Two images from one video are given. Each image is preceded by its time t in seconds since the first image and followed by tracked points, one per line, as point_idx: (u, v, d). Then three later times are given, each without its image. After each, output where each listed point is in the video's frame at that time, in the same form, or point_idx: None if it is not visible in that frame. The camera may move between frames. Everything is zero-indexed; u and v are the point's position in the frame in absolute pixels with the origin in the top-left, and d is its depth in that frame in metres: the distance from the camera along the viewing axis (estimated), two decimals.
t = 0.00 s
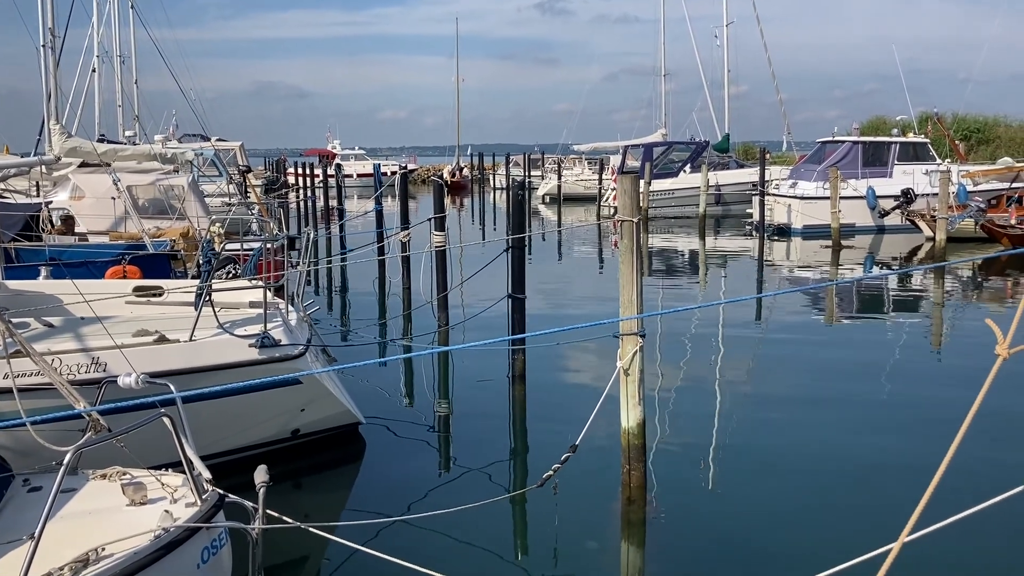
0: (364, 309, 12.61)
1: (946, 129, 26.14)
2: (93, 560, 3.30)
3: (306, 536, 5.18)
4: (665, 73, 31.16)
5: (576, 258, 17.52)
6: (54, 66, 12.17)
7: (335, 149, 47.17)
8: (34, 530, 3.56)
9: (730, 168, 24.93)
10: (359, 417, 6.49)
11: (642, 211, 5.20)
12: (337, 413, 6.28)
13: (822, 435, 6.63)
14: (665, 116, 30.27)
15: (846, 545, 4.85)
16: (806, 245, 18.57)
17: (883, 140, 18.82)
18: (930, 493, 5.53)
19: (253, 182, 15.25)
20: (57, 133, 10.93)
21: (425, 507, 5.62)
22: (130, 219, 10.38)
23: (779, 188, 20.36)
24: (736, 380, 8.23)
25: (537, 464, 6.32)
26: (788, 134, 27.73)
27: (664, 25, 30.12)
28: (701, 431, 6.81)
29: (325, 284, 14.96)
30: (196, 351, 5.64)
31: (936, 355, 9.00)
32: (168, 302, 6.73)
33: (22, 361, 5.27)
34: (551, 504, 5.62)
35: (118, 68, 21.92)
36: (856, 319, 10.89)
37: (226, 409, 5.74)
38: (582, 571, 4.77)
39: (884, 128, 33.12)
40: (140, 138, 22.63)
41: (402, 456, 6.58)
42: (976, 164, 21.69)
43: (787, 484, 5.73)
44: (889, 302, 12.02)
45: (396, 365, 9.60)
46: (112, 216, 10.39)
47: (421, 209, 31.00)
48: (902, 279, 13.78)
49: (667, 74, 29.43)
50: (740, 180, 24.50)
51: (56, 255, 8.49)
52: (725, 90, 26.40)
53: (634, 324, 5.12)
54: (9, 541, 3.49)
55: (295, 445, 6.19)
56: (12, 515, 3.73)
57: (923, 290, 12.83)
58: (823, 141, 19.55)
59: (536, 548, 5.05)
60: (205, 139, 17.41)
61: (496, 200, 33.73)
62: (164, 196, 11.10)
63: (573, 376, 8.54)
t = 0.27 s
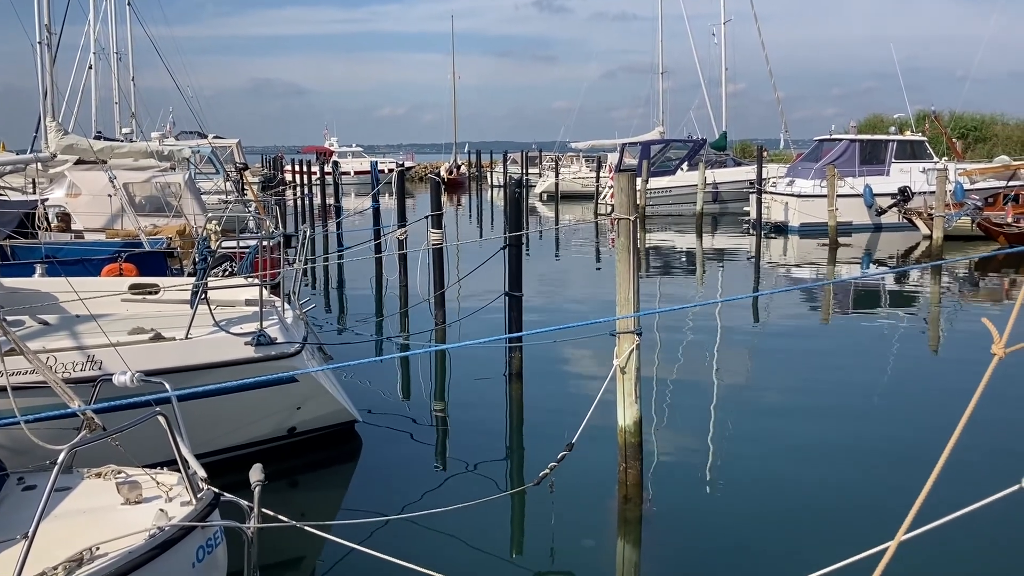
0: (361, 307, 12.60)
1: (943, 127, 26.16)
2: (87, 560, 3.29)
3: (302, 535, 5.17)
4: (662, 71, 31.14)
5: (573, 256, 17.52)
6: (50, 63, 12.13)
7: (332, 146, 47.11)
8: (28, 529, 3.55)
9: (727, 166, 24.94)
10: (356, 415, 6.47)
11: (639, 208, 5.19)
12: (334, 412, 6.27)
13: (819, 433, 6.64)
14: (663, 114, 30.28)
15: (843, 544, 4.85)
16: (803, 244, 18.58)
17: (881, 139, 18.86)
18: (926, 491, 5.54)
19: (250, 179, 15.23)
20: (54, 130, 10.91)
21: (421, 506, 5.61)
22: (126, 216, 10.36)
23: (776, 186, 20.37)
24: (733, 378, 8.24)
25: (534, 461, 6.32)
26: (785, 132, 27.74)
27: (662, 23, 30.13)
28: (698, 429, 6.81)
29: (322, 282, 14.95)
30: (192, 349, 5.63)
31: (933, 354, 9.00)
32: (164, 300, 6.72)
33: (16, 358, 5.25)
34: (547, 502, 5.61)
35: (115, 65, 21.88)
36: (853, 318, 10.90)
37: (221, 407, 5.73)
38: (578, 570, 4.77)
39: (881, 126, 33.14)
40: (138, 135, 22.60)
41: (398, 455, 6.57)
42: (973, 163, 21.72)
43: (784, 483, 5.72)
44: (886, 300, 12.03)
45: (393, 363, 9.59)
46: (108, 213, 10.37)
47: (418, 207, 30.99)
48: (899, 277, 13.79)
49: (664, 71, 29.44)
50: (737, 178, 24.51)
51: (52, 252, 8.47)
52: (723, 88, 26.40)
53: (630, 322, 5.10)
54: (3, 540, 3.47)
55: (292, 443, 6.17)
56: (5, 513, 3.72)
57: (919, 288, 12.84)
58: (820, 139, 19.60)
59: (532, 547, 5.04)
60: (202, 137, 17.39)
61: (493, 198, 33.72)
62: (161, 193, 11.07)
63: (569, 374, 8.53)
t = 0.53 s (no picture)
0: (361, 304, 12.61)
1: (943, 126, 26.18)
2: (88, 556, 3.29)
3: (302, 531, 5.19)
4: (663, 69, 31.13)
5: (572, 254, 17.54)
6: (51, 59, 12.11)
7: (331, 143, 47.07)
8: (29, 525, 3.56)
9: (727, 164, 24.95)
10: (355, 412, 6.48)
11: (639, 206, 5.19)
12: (334, 409, 6.28)
13: (819, 431, 6.64)
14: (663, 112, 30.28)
15: (843, 541, 4.86)
16: (802, 241, 18.59)
17: (880, 137, 18.87)
18: (926, 489, 5.55)
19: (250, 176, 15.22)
20: (54, 127, 10.90)
21: (420, 503, 5.62)
22: (126, 213, 10.36)
23: (776, 184, 20.37)
24: (733, 375, 8.25)
25: (533, 459, 6.33)
26: (785, 130, 27.76)
27: (663, 21, 30.12)
28: (698, 426, 6.83)
29: (322, 279, 14.95)
30: (192, 346, 5.63)
31: (931, 351, 9.02)
32: (164, 297, 6.72)
33: (16, 355, 5.25)
34: (547, 500, 5.62)
35: (115, 62, 21.85)
36: (853, 315, 10.92)
37: (222, 404, 5.74)
38: (577, 567, 4.78)
39: (880, 124, 33.16)
40: (137, 131, 22.58)
41: (398, 452, 6.59)
42: (973, 161, 21.75)
43: (783, 480, 5.74)
44: (885, 298, 12.07)
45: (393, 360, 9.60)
46: (108, 210, 10.37)
47: (418, 204, 30.99)
48: (899, 274, 13.81)
49: (665, 68, 29.42)
50: (737, 176, 24.52)
51: (51, 249, 8.47)
52: (723, 85, 26.40)
53: (630, 320, 5.10)
54: (4, 537, 3.48)
55: (292, 440, 6.18)
56: (6, 510, 3.73)
57: (919, 286, 12.87)
58: (820, 137, 19.61)
59: (532, 544, 5.05)
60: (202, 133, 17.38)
61: (493, 195, 33.72)
62: (161, 190, 11.06)
63: (569, 372, 8.54)
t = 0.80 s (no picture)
0: (362, 300, 12.61)
1: (944, 124, 26.16)
2: (88, 551, 3.29)
3: (302, 528, 5.18)
4: (665, 66, 31.10)
5: (573, 251, 17.53)
6: (51, 55, 12.09)
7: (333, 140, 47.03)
8: (29, 521, 3.56)
9: (728, 162, 24.92)
10: (356, 409, 6.48)
11: (641, 203, 5.18)
12: (334, 405, 6.28)
13: (819, 430, 6.64)
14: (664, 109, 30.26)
15: (845, 540, 4.85)
16: (804, 239, 18.57)
17: (882, 135, 18.83)
18: (927, 488, 5.54)
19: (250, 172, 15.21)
20: (55, 122, 10.89)
21: (420, 500, 5.62)
22: (126, 209, 10.35)
23: (778, 182, 20.36)
24: (733, 373, 8.25)
25: (534, 456, 6.33)
26: (786, 128, 27.74)
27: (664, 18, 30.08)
28: (699, 424, 6.82)
29: (323, 275, 14.95)
30: (193, 342, 5.63)
31: (932, 350, 9.01)
32: (165, 293, 6.72)
33: (17, 351, 5.25)
34: (547, 498, 5.61)
35: (116, 57, 21.82)
36: (854, 314, 10.91)
37: (222, 401, 5.73)
38: (577, 565, 4.78)
39: (882, 122, 33.14)
40: (138, 127, 22.56)
41: (398, 449, 6.59)
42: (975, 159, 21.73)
43: (784, 478, 5.73)
44: (886, 296, 12.07)
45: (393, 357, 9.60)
46: (108, 205, 10.37)
47: (419, 201, 30.98)
48: (900, 273, 13.80)
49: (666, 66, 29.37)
50: (738, 174, 24.50)
51: (52, 244, 8.46)
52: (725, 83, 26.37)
53: (631, 318, 5.11)
54: (3, 532, 3.48)
55: (292, 437, 6.18)
56: (6, 505, 3.73)
57: (920, 284, 12.86)
58: (821, 135, 19.58)
59: (532, 542, 5.05)
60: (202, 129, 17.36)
61: (494, 192, 33.71)
62: (161, 186, 11.04)
63: (570, 369, 8.54)
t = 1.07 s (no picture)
0: (364, 297, 12.62)
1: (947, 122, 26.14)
2: (92, 546, 3.30)
3: (306, 523, 5.20)
4: (668, 64, 31.06)
5: (576, 248, 17.54)
6: (55, 50, 12.09)
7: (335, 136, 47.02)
8: (34, 515, 3.57)
9: (731, 160, 24.91)
10: (359, 405, 6.49)
11: (644, 201, 5.18)
12: (337, 401, 6.29)
13: (821, 428, 6.63)
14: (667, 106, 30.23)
15: (847, 538, 4.86)
16: (806, 237, 18.57)
17: (885, 133, 18.81)
18: (931, 487, 5.54)
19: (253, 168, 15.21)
20: (58, 118, 10.90)
21: (423, 496, 5.63)
22: (130, 204, 10.37)
23: (780, 180, 20.31)
24: (735, 371, 8.25)
25: (536, 453, 6.34)
26: (789, 126, 27.72)
27: (668, 15, 30.04)
28: (701, 422, 6.82)
29: (325, 272, 14.97)
30: (196, 338, 5.64)
31: (935, 349, 9.01)
32: (168, 289, 6.72)
33: (20, 346, 5.26)
34: (549, 495, 5.63)
35: (119, 53, 21.80)
36: (856, 312, 10.91)
37: (225, 396, 5.75)
38: (579, 563, 4.78)
39: (885, 121, 33.11)
40: (141, 123, 22.57)
41: (401, 445, 6.60)
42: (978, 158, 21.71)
43: (786, 476, 5.73)
44: (888, 294, 12.08)
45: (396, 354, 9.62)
46: (111, 201, 10.38)
47: (421, 197, 30.98)
48: (902, 271, 13.79)
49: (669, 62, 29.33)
50: (741, 171, 24.47)
51: (55, 240, 8.48)
52: (728, 81, 26.33)
53: (634, 315, 5.13)
54: (7, 527, 3.49)
55: (295, 432, 6.19)
56: (10, 499, 3.74)
57: (922, 283, 12.86)
58: (825, 134, 19.52)
59: (534, 539, 5.06)
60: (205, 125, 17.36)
61: (496, 189, 33.71)
62: (164, 181, 11.05)
63: (572, 366, 8.55)
